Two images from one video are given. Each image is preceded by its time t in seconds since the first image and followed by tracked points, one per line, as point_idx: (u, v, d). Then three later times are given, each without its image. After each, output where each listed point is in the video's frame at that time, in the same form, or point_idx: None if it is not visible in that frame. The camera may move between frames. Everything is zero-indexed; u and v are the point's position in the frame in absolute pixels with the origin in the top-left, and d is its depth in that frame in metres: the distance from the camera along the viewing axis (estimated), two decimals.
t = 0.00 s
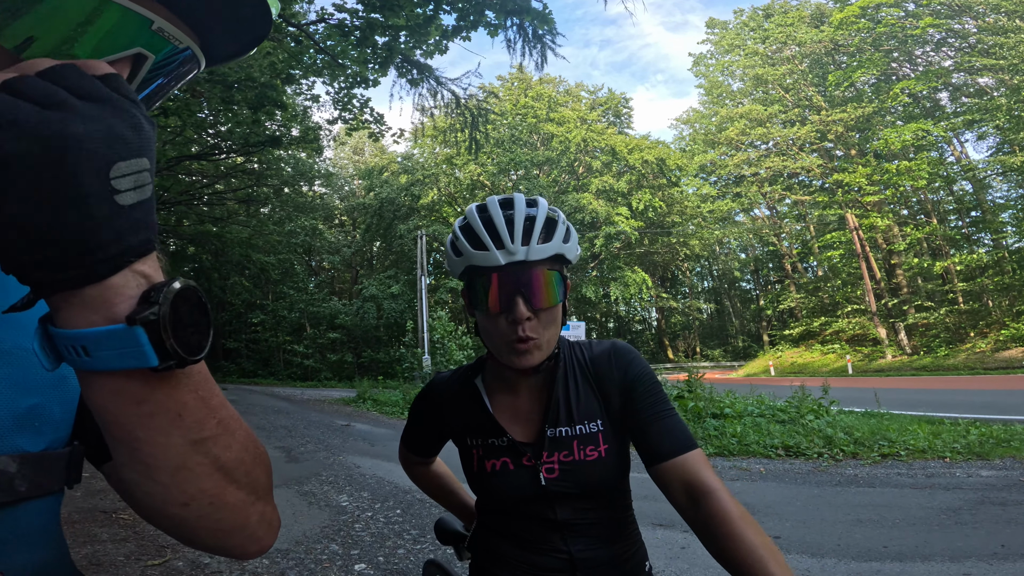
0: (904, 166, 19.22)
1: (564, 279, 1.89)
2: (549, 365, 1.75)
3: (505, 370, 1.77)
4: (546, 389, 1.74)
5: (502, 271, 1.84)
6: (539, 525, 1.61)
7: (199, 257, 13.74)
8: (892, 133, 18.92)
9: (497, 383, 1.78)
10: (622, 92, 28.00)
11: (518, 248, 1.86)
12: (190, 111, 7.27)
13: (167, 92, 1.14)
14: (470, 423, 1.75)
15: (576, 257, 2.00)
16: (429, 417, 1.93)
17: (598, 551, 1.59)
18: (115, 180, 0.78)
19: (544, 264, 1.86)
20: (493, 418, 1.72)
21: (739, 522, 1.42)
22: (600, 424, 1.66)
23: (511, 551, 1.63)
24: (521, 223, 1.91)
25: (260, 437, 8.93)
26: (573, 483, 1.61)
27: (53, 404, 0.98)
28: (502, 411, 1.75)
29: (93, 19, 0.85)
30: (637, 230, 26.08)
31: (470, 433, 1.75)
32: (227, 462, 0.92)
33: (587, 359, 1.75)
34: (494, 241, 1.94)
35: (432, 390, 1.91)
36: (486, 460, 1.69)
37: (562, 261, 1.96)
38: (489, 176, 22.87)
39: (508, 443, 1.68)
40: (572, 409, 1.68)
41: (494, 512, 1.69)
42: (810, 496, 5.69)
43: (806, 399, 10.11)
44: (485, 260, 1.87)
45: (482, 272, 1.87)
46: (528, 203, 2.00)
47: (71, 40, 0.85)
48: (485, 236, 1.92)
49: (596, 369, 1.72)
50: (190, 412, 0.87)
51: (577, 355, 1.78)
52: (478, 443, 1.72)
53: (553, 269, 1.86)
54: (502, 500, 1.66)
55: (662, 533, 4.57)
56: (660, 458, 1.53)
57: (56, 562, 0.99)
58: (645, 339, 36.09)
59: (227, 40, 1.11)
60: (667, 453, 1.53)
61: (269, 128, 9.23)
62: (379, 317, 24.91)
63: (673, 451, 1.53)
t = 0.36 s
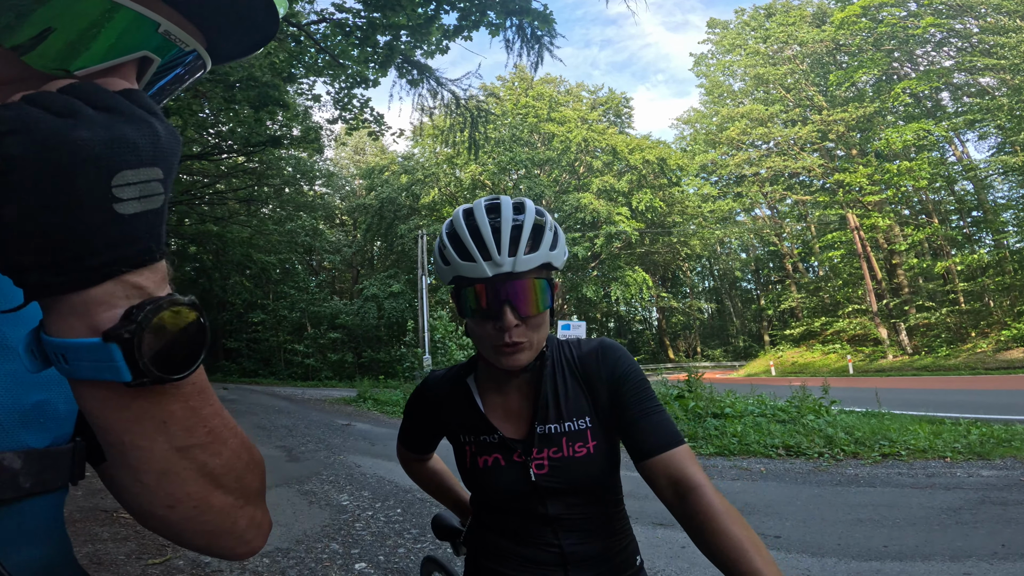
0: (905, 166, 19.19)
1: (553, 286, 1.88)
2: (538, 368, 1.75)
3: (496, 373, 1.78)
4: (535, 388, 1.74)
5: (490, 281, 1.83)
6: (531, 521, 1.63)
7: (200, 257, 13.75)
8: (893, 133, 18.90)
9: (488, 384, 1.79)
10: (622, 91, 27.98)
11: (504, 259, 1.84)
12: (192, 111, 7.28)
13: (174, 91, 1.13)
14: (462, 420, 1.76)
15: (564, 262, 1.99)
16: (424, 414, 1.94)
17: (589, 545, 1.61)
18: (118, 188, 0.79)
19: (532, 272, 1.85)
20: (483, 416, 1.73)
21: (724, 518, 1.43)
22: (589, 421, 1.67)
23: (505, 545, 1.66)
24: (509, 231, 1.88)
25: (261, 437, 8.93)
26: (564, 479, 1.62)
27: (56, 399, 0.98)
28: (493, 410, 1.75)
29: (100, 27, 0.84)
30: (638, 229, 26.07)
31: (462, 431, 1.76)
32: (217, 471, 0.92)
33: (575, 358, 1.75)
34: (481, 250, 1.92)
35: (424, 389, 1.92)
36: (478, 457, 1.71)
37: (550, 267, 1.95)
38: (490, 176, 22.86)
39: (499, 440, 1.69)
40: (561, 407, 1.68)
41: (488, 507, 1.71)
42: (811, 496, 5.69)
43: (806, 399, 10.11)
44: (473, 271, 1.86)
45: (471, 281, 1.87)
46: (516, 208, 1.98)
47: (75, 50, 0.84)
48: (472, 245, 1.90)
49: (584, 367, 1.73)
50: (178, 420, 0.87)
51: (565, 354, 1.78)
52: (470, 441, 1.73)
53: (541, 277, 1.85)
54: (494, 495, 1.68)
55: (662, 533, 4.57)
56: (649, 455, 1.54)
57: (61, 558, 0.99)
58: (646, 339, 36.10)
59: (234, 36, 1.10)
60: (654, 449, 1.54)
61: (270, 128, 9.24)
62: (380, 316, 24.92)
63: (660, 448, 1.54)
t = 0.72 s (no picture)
0: (907, 167, 19.15)
1: (546, 286, 1.88)
2: (533, 370, 1.75)
3: (490, 374, 1.77)
4: (529, 389, 1.74)
5: (483, 280, 1.83)
6: (526, 521, 1.63)
7: (202, 256, 13.77)
8: (895, 132, 18.85)
9: (483, 386, 1.79)
10: (623, 91, 27.94)
11: (497, 257, 1.84)
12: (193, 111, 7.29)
13: (167, 91, 1.12)
14: (456, 422, 1.77)
15: (559, 263, 1.98)
16: (420, 414, 1.94)
17: (585, 545, 1.61)
18: (93, 228, 0.72)
19: (525, 271, 1.84)
20: (477, 418, 1.73)
21: (718, 517, 1.44)
22: (584, 422, 1.67)
23: (502, 546, 1.66)
24: (503, 232, 1.89)
25: (262, 437, 8.94)
26: (558, 480, 1.62)
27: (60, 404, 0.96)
28: (487, 412, 1.76)
29: (99, 26, 0.84)
30: (639, 229, 26.06)
31: (457, 432, 1.76)
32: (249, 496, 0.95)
33: (569, 359, 1.75)
34: (476, 250, 1.92)
35: (420, 390, 1.92)
36: (473, 459, 1.71)
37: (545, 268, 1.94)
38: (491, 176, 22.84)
39: (494, 442, 1.69)
40: (556, 408, 1.68)
41: (484, 508, 1.71)
42: (812, 496, 5.69)
43: (807, 400, 10.10)
44: (466, 269, 1.87)
45: (465, 280, 1.87)
46: (512, 210, 1.99)
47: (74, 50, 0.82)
48: (466, 244, 1.90)
49: (579, 368, 1.72)
50: (185, 442, 0.86)
51: (560, 355, 1.77)
52: (465, 442, 1.74)
53: (534, 277, 1.85)
54: (489, 496, 1.68)
55: (662, 533, 4.57)
56: (643, 455, 1.55)
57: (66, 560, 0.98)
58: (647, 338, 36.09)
59: (232, 34, 1.12)
60: (649, 449, 1.54)
61: (272, 128, 9.24)
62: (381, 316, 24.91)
63: (654, 448, 1.55)
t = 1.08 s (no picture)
0: (908, 167, 19.10)
1: (538, 278, 1.90)
2: (529, 365, 1.75)
3: (486, 370, 1.79)
4: (526, 386, 1.74)
5: (477, 268, 1.87)
6: (525, 522, 1.63)
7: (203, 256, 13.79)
8: (897, 133, 18.82)
9: (480, 383, 1.79)
10: (624, 91, 27.93)
11: (490, 246, 1.89)
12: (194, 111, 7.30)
13: (160, 76, 1.16)
14: (454, 421, 1.77)
15: (554, 260, 2.01)
16: (419, 414, 1.95)
17: (583, 546, 1.62)
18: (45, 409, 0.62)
19: (516, 261, 1.88)
20: (474, 418, 1.73)
21: (716, 517, 1.45)
22: (582, 423, 1.67)
23: (500, 546, 1.66)
24: (496, 225, 1.94)
25: (263, 436, 8.96)
26: (556, 481, 1.62)
27: (73, 406, 0.94)
28: (484, 411, 1.76)
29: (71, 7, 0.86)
30: (640, 230, 26.05)
31: (454, 432, 1.77)
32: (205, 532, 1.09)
33: (566, 357, 1.76)
34: (471, 244, 1.97)
35: (419, 391, 1.93)
36: (469, 460, 1.71)
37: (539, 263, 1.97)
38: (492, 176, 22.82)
39: (489, 444, 1.69)
40: (553, 407, 1.68)
41: (482, 508, 1.72)
42: (812, 497, 5.69)
43: (808, 400, 10.10)
44: (459, 259, 1.91)
45: (460, 271, 1.90)
46: (506, 208, 2.04)
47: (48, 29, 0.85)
48: (460, 237, 1.96)
49: (575, 367, 1.73)
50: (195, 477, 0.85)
51: (556, 353, 1.78)
52: (461, 443, 1.74)
53: (527, 268, 1.88)
54: (487, 497, 1.69)
55: (662, 534, 4.57)
56: (644, 455, 1.55)
57: (75, 560, 0.97)
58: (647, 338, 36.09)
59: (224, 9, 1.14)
60: (648, 450, 1.55)
61: (273, 128, 9.25)
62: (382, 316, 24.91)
63: (653, 449, 1.55)
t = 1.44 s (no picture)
0: (909, 167, 19.11)
1: (539, 274, 1.89)
2: (528, 361, 1.75)
3: (485, 366, 1.78)
4: (526, 385, 1.73)
5: (476, 261, 1.86)
6: (522, 522, 1.63)
7: (204, 255, 13.79)
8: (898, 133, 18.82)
9: (480, 382, 1.78)
10: (625, 91, 27.93)
11: (490, 240, 1.88)
12: (195, 110, 7.33)
13: (148, 66, 1.14)
14: (453, 420, 1.76)
15: (555, 257, 2.00)
16: (417, 413, 1.94)
17: (582, 546, 1.61)
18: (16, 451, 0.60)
19: (516, 256, 1.87)
20: (473, 417, 1.72)
21: (717, 518, 1.44)
22: (582, 423, 1.66)
23: (498, 548, 1.65)
24: (497, 221, 1.94)
25: (263, 436, 8.96)
26: (555, 481, 1.62)
27: (66, 405, 0.93)
28: (483, 410, 1.75)
29: None
30: (641, 230, 26.04)
31: (453, 432, 1.76)
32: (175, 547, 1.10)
33: (566, 356, 1.74)
34: (472, 239, 1.96)
35: (417, 389, 1.92)
36: (467, 459, 1.71)
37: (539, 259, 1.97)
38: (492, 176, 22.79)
39: (488, 443, 1.68)
40: (553, 406, 1.67)
41: (480, 508, 1.71)
42: (813, 497, 5.68)
43: (810, 401, 10.08)
44: (459, 253, 1.90)
45: (459, 266, 1.89)
46: (507, 206, 2.04)
47: (34, 13, 0.83)
48: (461, 231, 1.95)
49: (576, 366, 1.72)
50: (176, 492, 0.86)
51: (556, 351, 1.77)
52: (459, 442, 1.74)
53: (527, 262, 1.87)
54: (485, 497, 1.68)
55: (663, 534, 4.56)
56: (644, 455, 1.54)
57: (65, 559, 0.96)
58: (648, 338, 36.05)
59: None
60: (649, 449, 1.54)
61: (274, 128, 9.26)
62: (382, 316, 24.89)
63: (654, 450, 1.54)
